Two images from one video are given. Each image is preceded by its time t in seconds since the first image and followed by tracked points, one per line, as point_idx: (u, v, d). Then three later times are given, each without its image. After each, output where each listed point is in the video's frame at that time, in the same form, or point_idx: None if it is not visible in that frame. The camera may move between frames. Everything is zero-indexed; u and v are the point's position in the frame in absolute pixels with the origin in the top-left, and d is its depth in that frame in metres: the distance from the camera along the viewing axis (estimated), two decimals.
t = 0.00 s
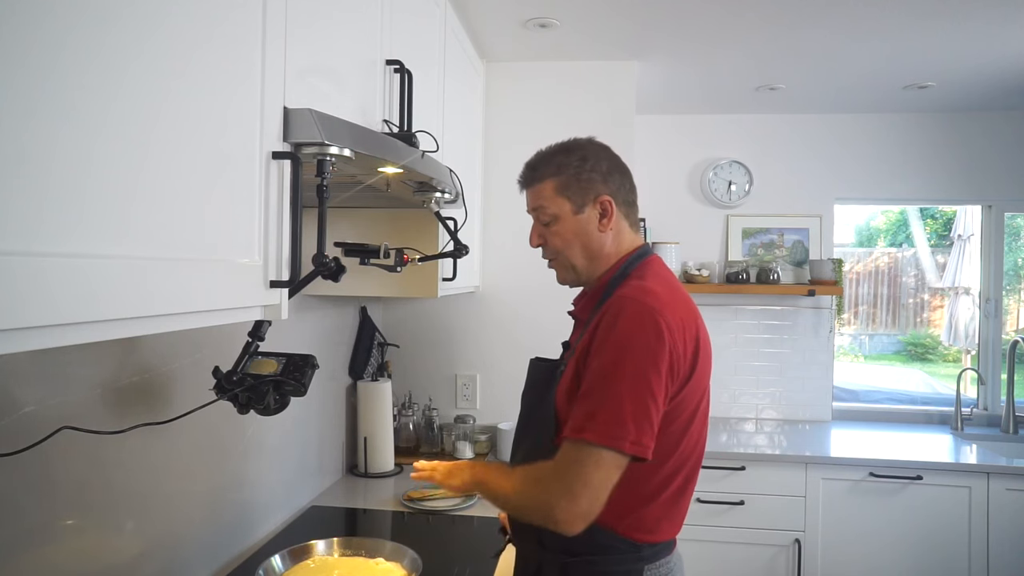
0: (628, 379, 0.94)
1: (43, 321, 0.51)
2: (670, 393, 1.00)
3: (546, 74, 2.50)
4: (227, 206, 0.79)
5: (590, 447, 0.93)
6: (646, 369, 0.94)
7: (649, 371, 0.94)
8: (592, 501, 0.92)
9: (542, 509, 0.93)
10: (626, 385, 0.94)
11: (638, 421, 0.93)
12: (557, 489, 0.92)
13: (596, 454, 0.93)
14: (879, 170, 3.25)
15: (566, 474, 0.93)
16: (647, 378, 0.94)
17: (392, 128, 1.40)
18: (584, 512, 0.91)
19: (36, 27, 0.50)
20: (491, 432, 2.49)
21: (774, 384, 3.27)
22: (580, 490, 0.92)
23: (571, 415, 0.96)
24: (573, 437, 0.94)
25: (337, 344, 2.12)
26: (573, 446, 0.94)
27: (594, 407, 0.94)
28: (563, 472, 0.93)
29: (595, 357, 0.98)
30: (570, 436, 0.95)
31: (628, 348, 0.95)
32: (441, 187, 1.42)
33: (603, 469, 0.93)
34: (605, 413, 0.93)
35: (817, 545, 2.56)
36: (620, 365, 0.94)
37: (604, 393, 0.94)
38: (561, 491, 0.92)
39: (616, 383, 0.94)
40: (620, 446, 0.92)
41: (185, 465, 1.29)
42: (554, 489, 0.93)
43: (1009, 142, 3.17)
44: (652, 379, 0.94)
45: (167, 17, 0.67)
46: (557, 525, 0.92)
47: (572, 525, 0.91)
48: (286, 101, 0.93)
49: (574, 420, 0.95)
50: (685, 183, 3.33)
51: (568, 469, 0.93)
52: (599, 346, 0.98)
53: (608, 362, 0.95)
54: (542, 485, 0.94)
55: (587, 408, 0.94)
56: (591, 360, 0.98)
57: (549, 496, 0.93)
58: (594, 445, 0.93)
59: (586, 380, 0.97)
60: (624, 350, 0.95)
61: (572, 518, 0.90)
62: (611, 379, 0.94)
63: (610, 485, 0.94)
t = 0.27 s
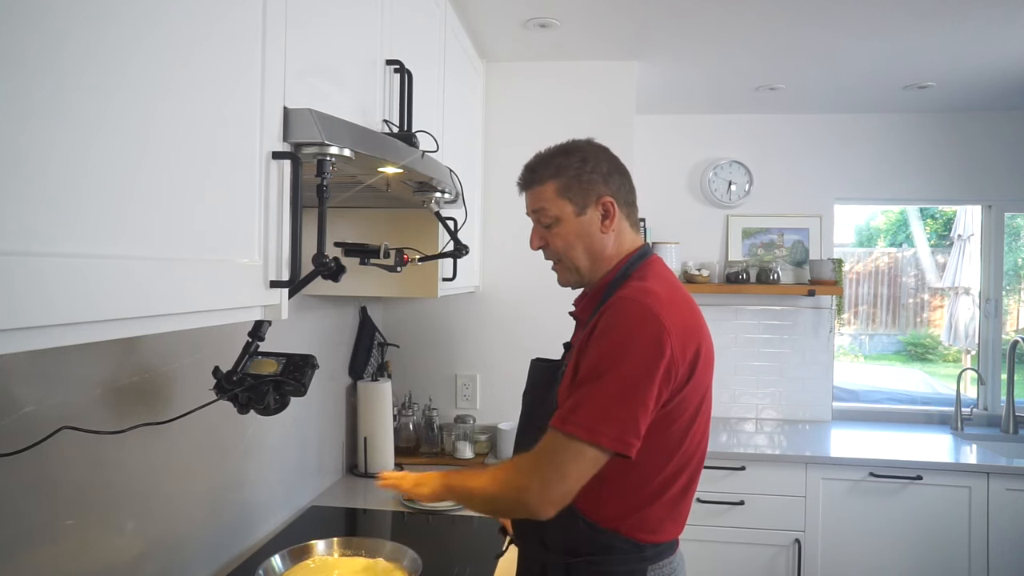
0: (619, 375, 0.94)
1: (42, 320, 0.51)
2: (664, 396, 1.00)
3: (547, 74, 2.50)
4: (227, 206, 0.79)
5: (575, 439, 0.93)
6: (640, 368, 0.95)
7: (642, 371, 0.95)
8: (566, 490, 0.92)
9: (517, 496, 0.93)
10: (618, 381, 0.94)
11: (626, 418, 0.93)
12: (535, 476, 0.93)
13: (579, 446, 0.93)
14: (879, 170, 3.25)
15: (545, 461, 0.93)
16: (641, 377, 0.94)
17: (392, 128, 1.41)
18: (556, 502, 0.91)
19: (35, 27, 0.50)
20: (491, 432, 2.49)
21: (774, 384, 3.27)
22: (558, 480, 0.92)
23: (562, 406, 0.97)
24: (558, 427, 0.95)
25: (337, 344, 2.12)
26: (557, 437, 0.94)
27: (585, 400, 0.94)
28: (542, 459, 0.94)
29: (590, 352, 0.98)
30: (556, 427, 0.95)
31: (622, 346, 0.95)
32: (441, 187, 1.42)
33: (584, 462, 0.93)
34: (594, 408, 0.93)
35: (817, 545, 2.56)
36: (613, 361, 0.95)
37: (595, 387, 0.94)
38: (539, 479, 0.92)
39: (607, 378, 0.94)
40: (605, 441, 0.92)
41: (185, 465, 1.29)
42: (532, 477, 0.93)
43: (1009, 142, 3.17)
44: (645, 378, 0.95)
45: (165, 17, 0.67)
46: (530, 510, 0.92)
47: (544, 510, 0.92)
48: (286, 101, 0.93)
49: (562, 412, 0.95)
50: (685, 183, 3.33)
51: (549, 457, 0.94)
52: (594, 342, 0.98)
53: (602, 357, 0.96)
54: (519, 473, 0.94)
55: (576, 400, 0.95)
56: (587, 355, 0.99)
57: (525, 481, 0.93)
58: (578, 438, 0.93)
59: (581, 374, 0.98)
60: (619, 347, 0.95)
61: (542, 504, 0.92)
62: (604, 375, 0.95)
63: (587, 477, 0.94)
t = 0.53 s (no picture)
0: (630, 377, 0.94)
1: (42, 321, 0.51)
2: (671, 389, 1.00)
3: (547, 74, 2.50)
4: (226, 205, 0.79)
5: (596, 448, 0.93)
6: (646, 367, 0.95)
7: (649, 369, 0.95)
8: (598, 501, 0.92)
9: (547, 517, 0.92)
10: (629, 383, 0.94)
11: (639, 418, 0.93)
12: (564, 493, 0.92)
13: (597, 452, 0.93)
14: (879, 170, 3.25)
15: (569, 474, 0.93)
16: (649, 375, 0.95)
17: (392, 128, 1.41)
18: (594, 512, 0.91)
19: (36, 27, 0.50)
20: (491, 432, 2.49)
21: (774, 384, 3.27)
22: (581, 489, 0.92)
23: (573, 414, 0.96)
24: (576, 437, 0.94)
25: (337, 344, 2.12)
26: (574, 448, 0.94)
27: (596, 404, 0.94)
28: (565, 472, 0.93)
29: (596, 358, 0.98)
30: (574, 439, 0.94)
31: (628, 346, 0.95)
32: (441, 187, 1.42)
33: (609, 470, 0.92)
34: (607, 413, 0.93)
35: (817, 545, 2.56)
36: (622, 363, 0.95)
37: (604, 390, 0.94)
38: (567, 493, 0.92)
39: (617, 382, 0.94)
40: (624, 445, 0.92)
41: (185, 465, 1.29)
42: (558, 494, 0.92)
43: (1009, 142, 3.17)
44: (653, 377, 0.95)
45: (166, 14, 0.67)
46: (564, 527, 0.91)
47: (580, 526, 0.91)
48: (286, 101, 0.93)
49: (576, 420, 0.95)
50: (685, 183, 3.33)
51: (573, 469, 0.93)
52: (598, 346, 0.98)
53: (609, 360, 0.96)
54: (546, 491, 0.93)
55: (591, 409, 0.94)
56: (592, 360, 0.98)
57: (552, 499, 0.92)
58: (600, 446, 0.92)
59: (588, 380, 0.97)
60: (625, 348, 0.95)
61: (579, 518, 0.91)
62: (614, 380, 0.94)
63: (618, 485, 0.94)
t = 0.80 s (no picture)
0: (658, 379, 0.93)
1: (42, 320, 0.51)
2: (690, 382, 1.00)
3: (548, 74, 2.50)
4: (226, 205, 0.79)
5: (640, 455, 0.91)
6: (668, 366, 0.94)
7: (671, 366, 0.94)
8: (658, 505, 0.91)
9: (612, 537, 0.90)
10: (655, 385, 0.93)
11: (672, 416, 0.92)
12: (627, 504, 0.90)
13: (638, 459, 0.91)
14: (879, 170, 3.25)
15: (620, 486, 0.91)
16: (671, 373, 0.94)
17: (392, 129, 1.41)
18: (657, 517, 0.90)
19: (35, 26, 0.50)
20: (491, 432, 2.49)
21: (774, 384, 3.27)
22: (636, 498, 0.90)
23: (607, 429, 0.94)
24: (620, 448, 0.92)
25: (337, 344, 2.12)
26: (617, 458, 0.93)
27: (629, 414, 0.92)
28: (616, 485, 0.92)
29: (617, 365, 0.96)
30: (619, 450, 0.92)
31: (647, 348, 0.94)
32: (441, 187, 1.42)
33: (660, 475, 0.91)
34: (643, 419, 0.91)
35: (817, 545, 2.56)
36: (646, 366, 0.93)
37: (633, 398, 0.93)
38: (626, 506, 0.90)
39: (646, 387, 0.93)
40: (666, 445, 0.91)
41: (185, 465, 1.29)
42: (615, 507, 0.90)
43: (1010, 142, 3.17)
44: (676, 374, 0.94)
45: (165, 14, 0.67)
46: (634, 539, 0.90)
47: (648, 534, 0.90)
48: (286, 101, 0.93)
49: (614, 432, 0.93)
50: (685, 183, 3.33)
51: (623, 481, 0.91)
52: (616, 354, 0.96)
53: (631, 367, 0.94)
54: (605, 509, 0.91)
55: (626, 418, 0.92)
56: (612, 369, 0.97)
57: (611, 515, 0.90)
58: (646, 452, 0.91)
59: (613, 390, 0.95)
60: (645, 351, 0.94)
61: (645, 529, 0.90)
62: (642, 384, 0.93)
63: (671, 484, 0.93)
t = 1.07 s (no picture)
0: (673, 380, 0.94)
1: (41, 321, 0.51)
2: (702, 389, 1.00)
3: (548, 74, 2.50)
4: (226, 205, 0.79)
5: (651, 454, 0.91)
6: (684, 369, 0.94)
7: (687, 370, 0.94)
8: (661, 506, 0.91)
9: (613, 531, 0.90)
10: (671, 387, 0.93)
11: (684, 421, 0.93)
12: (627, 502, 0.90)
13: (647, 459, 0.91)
14: (880, 170, 3.25)
15: (625, 484, 0.91)
16: (686, 377, 0.94)
17: (392, 128, 1.41)
18: (660, 520, 0.90)
19: (36, 26, 0.50)
20: (491, 432, 2.49)
21: (774, 384, 3.27)
22: (641, 498, 0.90)
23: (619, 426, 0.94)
24: (628, 448, 0.92)
25: (337, 344, 2.12)
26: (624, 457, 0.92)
27: (641, 414, 0.92)
28: (622, 483, 0.92)
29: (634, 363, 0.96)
30: (628, 447, 0.92)
31: (663, 349, 0.94)
32: (441, 187, 1.42)
33: (666, 476, 0.91)
34: (655, 420, 0.91)
35: (817, 545, 2.56)
36: (662, 368, 0.94)
37: (649, 397, 0.92)
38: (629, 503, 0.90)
39: (661, 388, 0.93)
40: (677, 448, 0.91)
41: (185, 465, 1.29)
42: (620, 502, 0.90)
43: (1010, 142, 3.17)
44: (691, 379, 0.94)
45: (165, 14, 0.67)
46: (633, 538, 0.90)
47: (647, 534, 0.90)
48: (286, 101, 0.93)
49: (624, 431, 0.93)
50: (685, 183, 3.33)
51: (628, 480, 0.91)
52: (633, 353, 0.97)
53: (647, 366, 0.94)
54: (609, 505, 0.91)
55: (640, 415, 0.92)
56: (628, 368, 0.97)
57: (614, 510, 0.90)
58: (657, 451, 0.91)
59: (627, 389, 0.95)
60: (662, 351, 0.94)
61: (647, 528, 0.89)
62: (658, 383, 0.93)
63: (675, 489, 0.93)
